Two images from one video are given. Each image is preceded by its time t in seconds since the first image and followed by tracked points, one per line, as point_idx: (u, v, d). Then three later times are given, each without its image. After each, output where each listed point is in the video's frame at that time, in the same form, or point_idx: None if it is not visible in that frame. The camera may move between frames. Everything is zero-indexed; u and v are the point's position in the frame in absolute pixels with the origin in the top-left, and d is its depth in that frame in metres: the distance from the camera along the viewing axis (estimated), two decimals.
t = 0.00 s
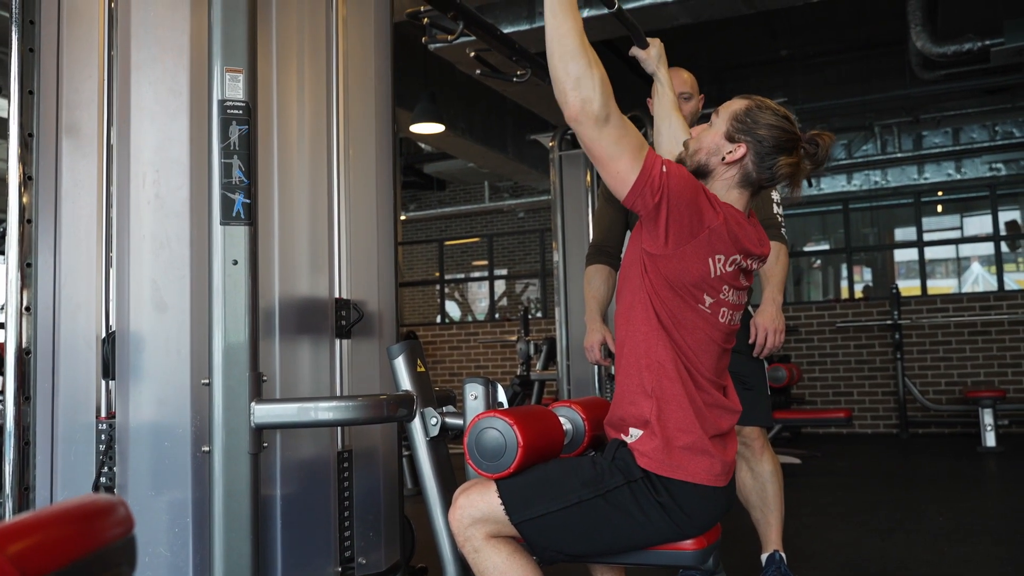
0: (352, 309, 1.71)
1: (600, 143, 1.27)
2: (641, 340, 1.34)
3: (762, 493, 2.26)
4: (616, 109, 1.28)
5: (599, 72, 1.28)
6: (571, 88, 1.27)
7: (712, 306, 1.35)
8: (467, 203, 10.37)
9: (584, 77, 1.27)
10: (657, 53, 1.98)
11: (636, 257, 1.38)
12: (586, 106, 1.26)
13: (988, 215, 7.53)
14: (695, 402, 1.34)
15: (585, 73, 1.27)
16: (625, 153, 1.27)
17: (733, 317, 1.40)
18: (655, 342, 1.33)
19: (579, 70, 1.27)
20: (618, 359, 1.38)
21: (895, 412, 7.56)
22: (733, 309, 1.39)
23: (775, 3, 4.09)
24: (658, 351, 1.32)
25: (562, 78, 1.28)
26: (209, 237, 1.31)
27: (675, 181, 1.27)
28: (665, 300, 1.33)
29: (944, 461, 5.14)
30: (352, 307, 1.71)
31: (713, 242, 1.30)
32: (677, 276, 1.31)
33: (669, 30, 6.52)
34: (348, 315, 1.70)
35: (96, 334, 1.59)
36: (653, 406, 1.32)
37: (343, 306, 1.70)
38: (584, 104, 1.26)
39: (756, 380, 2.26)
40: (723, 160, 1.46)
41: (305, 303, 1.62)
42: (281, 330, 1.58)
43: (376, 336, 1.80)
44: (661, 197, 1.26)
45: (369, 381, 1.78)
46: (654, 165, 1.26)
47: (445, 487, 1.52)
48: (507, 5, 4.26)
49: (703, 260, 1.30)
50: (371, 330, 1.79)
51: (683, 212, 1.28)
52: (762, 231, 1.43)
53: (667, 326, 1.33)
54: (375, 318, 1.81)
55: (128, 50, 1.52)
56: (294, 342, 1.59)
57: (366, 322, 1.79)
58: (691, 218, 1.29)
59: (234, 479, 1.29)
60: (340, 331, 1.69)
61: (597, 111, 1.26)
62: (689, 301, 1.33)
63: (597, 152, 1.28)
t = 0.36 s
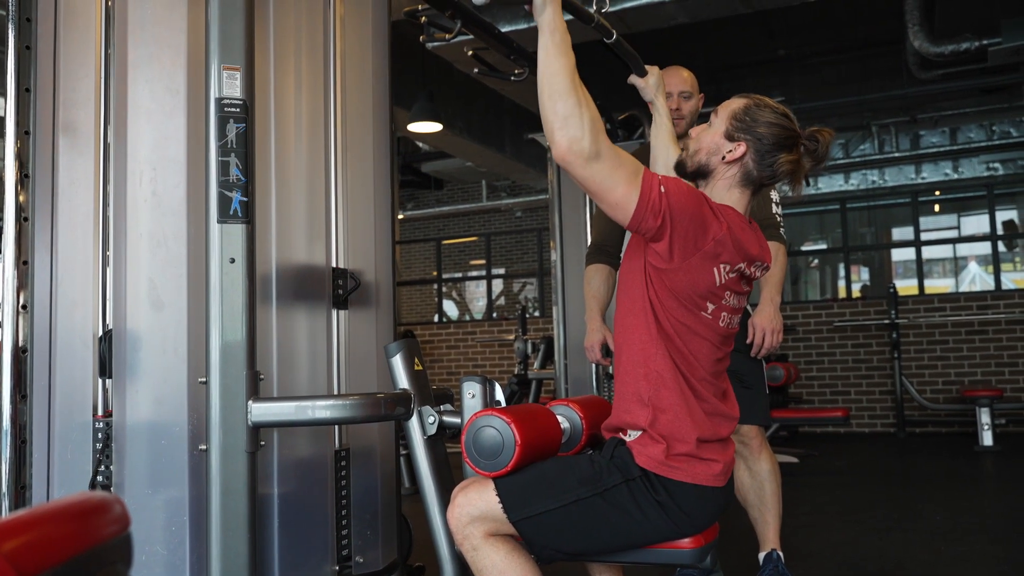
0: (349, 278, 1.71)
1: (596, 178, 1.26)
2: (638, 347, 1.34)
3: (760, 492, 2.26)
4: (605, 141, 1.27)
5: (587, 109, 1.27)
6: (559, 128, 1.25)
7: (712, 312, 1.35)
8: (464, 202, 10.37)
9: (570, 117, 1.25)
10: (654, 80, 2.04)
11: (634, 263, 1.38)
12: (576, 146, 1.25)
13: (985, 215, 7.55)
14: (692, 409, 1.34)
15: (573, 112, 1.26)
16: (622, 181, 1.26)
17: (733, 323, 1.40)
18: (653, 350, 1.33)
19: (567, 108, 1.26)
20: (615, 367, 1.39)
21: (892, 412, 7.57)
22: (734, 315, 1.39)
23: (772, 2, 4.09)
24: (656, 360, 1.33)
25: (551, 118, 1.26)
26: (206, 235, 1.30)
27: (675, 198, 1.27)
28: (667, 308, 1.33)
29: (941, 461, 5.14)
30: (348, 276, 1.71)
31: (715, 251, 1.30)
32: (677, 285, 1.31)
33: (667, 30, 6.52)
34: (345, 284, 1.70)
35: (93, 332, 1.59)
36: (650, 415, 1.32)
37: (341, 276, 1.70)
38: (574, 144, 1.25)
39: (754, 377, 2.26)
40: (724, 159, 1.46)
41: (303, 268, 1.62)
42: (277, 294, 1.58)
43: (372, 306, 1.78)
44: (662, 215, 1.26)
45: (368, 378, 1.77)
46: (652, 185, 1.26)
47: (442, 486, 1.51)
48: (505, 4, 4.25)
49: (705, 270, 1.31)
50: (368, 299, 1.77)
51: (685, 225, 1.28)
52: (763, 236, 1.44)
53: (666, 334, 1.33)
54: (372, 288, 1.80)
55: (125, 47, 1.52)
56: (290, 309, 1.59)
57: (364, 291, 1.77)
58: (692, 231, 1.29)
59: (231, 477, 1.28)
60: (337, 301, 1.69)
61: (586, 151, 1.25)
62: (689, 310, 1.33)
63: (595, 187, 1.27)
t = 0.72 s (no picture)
0: (341, 249, 1.75)
1: (598, 213, 1.25)
2: (632, 352, 1.34)
3: (754, 491, 2.27)
4: (605, 176, 1.26)
5: (586, 147, 1.27)
6: (558, 166, 1.25)
7: (710, 323, 1.35)
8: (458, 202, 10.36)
9: (570, 154, 1.25)
10: (649, 114, 2.01)
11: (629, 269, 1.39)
12: (576, 183, 1.24)
13: (977, 215, 7.58)
14: (688, 420, 1.33)
15: (572, 150, 1.25)
16: (623, 211, 1.26)
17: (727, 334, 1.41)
18: (651, 363, 1.33)
19: (566, 146, 1.25)
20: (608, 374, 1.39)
21: (884, 412, 7.59)
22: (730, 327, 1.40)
23: (765, 3, 4.09)
24: (653, 372, 1.32)
25: (551, 156, 1.26)
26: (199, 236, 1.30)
27: (678, 218, 1.28)
28: (665, 321, 1.33)
29: (934, 460, 5.16)
30: (340, 247, 1.74)
31: (718, 265, 1.31)
32: (677, 297, 1.32)
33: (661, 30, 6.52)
34: (337, 256, 1.74)
35: (86, 334, 1.60)
36: (646, 424, 1.32)
37: (333, 247, 1.73)
38: (574, 181, 1.24)
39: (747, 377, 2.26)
40: (718, 160, 1.46)
41: (296, 242, 1.62)
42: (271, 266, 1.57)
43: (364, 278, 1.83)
44: (666, 237, 1.27)
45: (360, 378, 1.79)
46: (654, 208, 1.27)
47: (435, 487, 1.52)
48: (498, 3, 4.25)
49: (706, 284, 1.31)
50: (360, 270, 1.82)
51: (688, 240, 1.29)
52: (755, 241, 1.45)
53: (663, 346, 1.33)
54: (364, 259, 1.85)
55: (118, 46, 1.51)
56: (284, 278, 1.60)
57: (356, 263, 1.82)
58: (695, 247, 1.29)
59: (224, 479, 1.28)
60: (329, 273, 1.73)
61: (587, 188, 1.24)
62: (689, 322, 1.33)
63: (598, 219, 1.26)
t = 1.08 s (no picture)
0: (332, 220, 1.69)
1: (582, 255, 1.25)
2: (618, 361, 1.36)
3: (746, 491, 2.27)
4: (586, 220, 1.25)
5: (565, 195, 1.26)
6: (536, 217, 1.25)
7: (701, 328, 1.36)
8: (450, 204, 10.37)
9: (551, 205, 1.25)
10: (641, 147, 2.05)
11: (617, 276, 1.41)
12: (556, 232, 1.24)
13: (967, 215, 7.63)
14: (678, 424, 1.34)
15: (551, 199, 1.25)
16: (607, 244, 1.25)
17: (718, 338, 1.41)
18: (640, 373, 1.33)
19: (544, 197, 1.25)
20: (597, 382, 1.41)
21: (876, 412, 7.62)
22: (721, 331, 1.41)
23: (756, 5, 4.11)
24: (642, 381, 1.33)
25: (529, 207, 1.26)
26: (190, 237, 1.30)
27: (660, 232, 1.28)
28: (654, 329, 1.34)
29: (924, 460, 5.18)
30: (331, 217, 1.68)
31: (703, 270, 1.32)
32: (665, 304, 1.32)
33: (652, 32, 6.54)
34: (328, 226, 1.68)
35: (75, 336, 1.58)
36: (634, 430, 1.33)
37: (323, 217, 1.67)
38: (555, 231, 1.24)
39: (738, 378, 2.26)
40: (712, 161, 1.46)
41: (285, 210, 1.60)
42: (262, 234, 1.56)
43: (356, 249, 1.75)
44: (650, 253, 1.27)
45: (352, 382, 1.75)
46: (634, 228, 1.27)
47: (426, 488, 1.52)
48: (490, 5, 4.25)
49: (693, 289, 1.32)
50: (351, 241, 1.75)
51: (672, 248, 1.29)
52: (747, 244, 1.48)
53: (651, 354, 1.34)
54: (355, 232, 1.77)
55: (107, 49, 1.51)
56: (275, 250, 1.58)
57: (348, 233, 1.75)
58: (678, 257, 1.29)
59: (215, 481, 1.28)
60: (320, 242, 1.66)
61: (567, 234, 1.24)
62: (677, 329, 1.34)
63: (584, 260, 1.26)
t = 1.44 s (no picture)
0: (325, 180, 1.71)
1: (595, 298, 1.23)
2: (615, 362, 1.36)
3: (730, 490, 2.27)
4: (597, 262, 1.24)
5: (571, 241, 1.24)
6: (546, 268, 1.23)
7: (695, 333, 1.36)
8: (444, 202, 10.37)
9: (559, 252, 1.23)
10: (634, 185, 2.02)
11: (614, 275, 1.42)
12: (568, 280, 1.22)
13: (959, 214, 7.66)
14: (674, 428, 1.34)
15: (558, 248, 1.23)
16: (615, 278, 1.24)
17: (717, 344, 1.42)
18: (634, 380, 1.34)
19: (551, 246, 1.23)
20: (593, 383, 1.41)
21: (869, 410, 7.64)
22: (719, 335, 1.41)
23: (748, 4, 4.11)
24: (637, 388, 1.34)
25: (537, 259, 1.24)
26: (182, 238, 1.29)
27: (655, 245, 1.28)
28: (648, 338, 1.34)
29: (916, 458, 5.20)
30: (323, 177, 1.70)
31: (695, 276, 1.32)
32: (659, 311, 1.33)
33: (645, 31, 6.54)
34: (320, 186, 1.70)
35: (66, 337, 1.58)
36: (629, 434, 1.33)
37: (316, 177, 1.69)
38: (566, 280, 1.22)
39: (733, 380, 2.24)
40: (706, 162, 1.46)
41: (277, 167, 1.61)
42: (253, 194, 1.58)
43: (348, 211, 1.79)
44: (648, 267, 1.26)
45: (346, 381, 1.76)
46: (632, 249, 1.26)
47: (419, 487, 1.52)
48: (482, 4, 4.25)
49: (687, 296, 1.32)
50: (343, 203, 1.78)
51: (670, 257, 1.29)
52: (740, 245, 1.48)
53: (644, 361, 1.34)
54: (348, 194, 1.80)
55: (99, 47, 1.51)
56: (266, 207, 1.59)
57: (340, 196, 1.78)
58: (680, 268, 1.30)
59: (207, 481, 1.27)
60: (312, 204, 1.69)
61: (579, 280, 1.22)
62: (673, 337, 1.34)
63: (598, 303, 1.24)
